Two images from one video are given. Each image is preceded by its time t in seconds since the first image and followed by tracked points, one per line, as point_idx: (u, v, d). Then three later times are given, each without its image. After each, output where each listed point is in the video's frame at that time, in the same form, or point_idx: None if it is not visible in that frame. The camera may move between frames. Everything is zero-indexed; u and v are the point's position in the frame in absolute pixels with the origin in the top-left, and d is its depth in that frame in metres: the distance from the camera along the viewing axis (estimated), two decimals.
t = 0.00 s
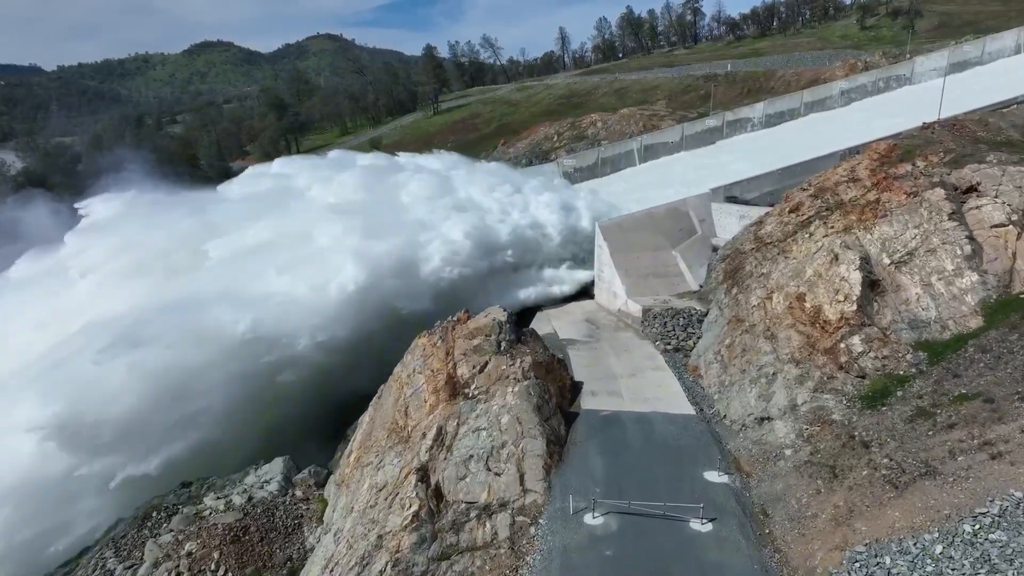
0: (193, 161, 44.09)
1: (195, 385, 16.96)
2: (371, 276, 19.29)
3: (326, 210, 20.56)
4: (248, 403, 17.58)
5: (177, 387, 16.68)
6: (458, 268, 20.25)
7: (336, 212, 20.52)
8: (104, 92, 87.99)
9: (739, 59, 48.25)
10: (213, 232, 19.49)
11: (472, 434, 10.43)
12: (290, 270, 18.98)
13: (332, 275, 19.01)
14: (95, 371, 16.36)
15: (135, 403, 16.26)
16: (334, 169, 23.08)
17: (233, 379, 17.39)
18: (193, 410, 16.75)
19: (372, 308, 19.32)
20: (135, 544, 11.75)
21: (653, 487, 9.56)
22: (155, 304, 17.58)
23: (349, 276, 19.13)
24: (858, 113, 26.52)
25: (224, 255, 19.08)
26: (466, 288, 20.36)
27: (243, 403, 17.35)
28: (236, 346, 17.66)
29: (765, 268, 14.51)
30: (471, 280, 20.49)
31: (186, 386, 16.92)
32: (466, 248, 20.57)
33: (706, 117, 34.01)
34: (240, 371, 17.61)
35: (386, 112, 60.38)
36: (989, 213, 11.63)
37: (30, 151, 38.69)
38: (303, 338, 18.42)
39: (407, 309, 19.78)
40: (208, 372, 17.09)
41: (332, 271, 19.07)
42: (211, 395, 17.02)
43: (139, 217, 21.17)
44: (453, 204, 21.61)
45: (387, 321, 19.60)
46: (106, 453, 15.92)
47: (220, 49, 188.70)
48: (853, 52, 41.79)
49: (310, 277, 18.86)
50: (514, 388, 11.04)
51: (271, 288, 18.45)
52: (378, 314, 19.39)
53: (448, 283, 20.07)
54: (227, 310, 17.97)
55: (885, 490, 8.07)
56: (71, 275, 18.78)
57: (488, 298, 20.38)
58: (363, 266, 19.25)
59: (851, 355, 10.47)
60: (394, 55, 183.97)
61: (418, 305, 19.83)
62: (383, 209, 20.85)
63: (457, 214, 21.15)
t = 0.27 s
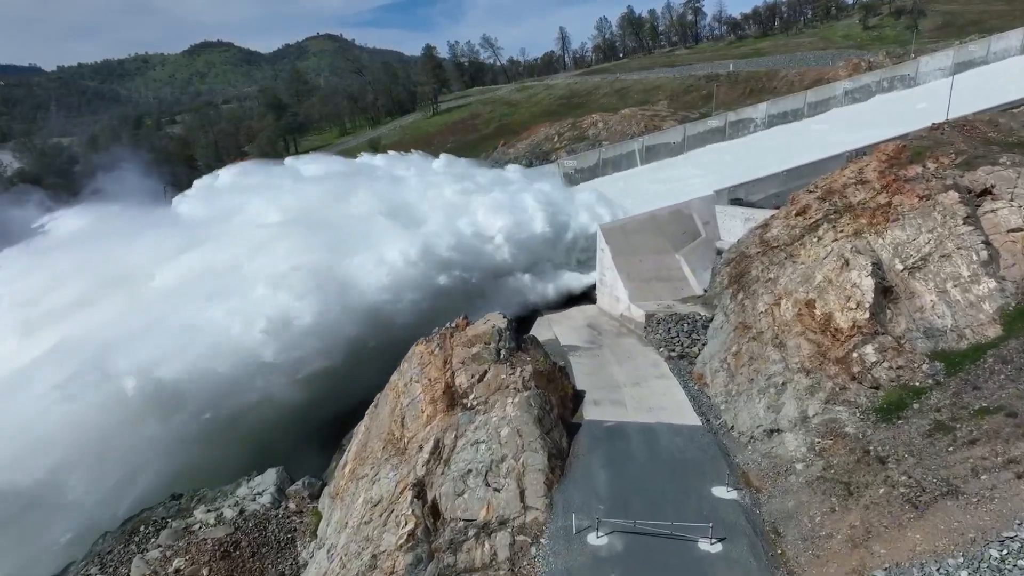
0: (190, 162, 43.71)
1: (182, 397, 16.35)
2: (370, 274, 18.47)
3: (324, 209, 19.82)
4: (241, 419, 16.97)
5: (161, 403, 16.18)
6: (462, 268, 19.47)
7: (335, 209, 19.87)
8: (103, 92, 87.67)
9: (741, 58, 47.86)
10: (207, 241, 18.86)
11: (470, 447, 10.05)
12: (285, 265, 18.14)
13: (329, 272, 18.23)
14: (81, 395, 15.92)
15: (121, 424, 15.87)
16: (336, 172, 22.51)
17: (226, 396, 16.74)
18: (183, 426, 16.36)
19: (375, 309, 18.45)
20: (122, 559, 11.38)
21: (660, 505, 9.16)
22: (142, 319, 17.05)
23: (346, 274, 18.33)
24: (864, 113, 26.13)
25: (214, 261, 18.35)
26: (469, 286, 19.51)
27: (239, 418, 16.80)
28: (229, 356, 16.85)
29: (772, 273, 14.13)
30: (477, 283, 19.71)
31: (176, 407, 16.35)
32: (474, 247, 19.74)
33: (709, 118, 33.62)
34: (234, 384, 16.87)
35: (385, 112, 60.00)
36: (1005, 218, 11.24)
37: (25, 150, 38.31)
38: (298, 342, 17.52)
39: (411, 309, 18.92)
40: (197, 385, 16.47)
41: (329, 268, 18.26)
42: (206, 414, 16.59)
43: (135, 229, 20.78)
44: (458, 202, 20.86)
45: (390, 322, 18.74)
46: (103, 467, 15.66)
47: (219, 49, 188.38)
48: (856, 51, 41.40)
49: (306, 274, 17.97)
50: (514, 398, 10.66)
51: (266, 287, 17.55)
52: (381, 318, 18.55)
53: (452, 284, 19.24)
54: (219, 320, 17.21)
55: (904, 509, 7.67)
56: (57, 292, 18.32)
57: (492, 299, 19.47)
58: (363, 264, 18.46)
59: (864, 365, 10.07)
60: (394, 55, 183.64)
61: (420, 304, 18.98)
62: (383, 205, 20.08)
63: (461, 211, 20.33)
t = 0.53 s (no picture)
0: (188, 163, 43.35)
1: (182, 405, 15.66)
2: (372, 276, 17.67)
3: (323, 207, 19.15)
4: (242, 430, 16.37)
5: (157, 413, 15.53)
6: (467, 274, 18.93)
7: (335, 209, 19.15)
8: (102, 92, 87.35)
9: (743, 58, 47.50)
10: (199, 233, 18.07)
11: (468, 461, 9.67)
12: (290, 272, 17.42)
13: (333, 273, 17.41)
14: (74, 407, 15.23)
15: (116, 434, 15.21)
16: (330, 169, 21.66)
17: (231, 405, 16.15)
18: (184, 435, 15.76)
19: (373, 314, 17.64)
20: None
21: (667, 524, 8.79)
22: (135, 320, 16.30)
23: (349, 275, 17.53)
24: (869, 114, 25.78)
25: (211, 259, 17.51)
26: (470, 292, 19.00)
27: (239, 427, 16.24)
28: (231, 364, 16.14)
29: (779, 278, 13.77)
30: (482, 289, 19.29)
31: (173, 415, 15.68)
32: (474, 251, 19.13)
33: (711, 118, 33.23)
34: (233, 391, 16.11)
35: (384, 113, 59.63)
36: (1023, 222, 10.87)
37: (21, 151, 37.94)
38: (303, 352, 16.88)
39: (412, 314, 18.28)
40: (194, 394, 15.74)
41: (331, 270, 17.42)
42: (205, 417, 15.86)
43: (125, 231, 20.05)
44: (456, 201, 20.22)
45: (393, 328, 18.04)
46: (100, 484, 15.34)
47: (219, 49, 188.09)
48: (860, 51, 41.04)
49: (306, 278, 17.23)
50: (514, 410, 10.28)
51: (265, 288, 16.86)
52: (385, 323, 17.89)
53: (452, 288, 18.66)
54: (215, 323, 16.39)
55: (925, 532, 7.28)
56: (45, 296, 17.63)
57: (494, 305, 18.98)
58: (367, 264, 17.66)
59: (878, 377, 9.67)
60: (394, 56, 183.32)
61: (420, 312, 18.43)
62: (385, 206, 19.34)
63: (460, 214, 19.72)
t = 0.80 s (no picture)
0: (185, 163, 42.96)
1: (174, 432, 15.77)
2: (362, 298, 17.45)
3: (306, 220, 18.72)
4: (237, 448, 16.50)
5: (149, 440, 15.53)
6: (454, 287, 18.60)
7: (316, 222, 18.60)
8: (101, 92, 87.01)
9: (745, 58, 47.11)
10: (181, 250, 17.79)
11: (466, 478, 9.29)
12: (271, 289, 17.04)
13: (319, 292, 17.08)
14: (58, 430, 14.82)
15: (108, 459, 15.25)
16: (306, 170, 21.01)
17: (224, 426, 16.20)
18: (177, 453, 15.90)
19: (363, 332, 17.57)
20: None
21: (673, 544, 8.51)
22: (121, 334, 15.84)
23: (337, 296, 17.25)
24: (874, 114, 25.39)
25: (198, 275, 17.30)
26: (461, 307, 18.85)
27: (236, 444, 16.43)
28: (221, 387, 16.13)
29: (787, 284, 13.39)
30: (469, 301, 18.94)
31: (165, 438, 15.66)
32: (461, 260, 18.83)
33: (713, 119, 32.84)
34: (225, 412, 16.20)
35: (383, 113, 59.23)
36: None
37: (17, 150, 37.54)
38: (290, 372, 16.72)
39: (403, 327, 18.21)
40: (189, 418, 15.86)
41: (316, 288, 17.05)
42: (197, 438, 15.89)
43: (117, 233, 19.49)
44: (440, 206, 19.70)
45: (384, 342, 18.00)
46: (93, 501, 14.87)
47: (218, 49, 187.74)
48: (863, 51, 40.65)
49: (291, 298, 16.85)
50: (514, 424, 9.88)
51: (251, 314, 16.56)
52: (374, 335, 17.70)
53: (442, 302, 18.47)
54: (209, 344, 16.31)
55: (949, 558, 6.89)
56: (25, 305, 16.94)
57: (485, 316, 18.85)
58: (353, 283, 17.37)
59: (893, 390, 9.27)
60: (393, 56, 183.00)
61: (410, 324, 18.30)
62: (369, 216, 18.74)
63: (445, 220, 19.18)
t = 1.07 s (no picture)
0: (182, 164, 42.60)
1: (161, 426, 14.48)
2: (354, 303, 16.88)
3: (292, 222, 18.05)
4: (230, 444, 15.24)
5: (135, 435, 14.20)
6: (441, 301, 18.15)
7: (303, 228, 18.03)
8: (100, 92, 86.72)
9: (747, 59, 46.76)
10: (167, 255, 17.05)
11: (464, 497, 8.94)
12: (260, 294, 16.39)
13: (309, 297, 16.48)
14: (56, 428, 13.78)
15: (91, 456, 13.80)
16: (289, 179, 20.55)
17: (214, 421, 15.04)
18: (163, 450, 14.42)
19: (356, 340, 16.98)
20: None
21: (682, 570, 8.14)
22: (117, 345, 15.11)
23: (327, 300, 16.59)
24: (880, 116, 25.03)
25: (182, 276, 16.47)
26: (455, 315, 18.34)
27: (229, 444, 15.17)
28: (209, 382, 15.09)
29: (795, 292, 13.03)
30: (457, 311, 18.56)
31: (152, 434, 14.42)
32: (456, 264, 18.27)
33: (715, 120, 32.47)
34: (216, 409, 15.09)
35: (382, 113, 58.87)
36: None
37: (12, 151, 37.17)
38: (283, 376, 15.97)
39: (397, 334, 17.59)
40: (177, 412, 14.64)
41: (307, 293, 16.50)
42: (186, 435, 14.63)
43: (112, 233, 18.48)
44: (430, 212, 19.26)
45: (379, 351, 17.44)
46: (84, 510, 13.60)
47: (218, 50, 187.45)
48: (866, 51, 40.32)
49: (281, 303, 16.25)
50: (514, 440, 9.50)
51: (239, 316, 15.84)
52: (370, 341, 17.15)
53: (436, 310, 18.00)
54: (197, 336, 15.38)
55: None
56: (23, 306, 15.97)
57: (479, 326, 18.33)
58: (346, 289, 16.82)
59: (909, 406, 8.89)
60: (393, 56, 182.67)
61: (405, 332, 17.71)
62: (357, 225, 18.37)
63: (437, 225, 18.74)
